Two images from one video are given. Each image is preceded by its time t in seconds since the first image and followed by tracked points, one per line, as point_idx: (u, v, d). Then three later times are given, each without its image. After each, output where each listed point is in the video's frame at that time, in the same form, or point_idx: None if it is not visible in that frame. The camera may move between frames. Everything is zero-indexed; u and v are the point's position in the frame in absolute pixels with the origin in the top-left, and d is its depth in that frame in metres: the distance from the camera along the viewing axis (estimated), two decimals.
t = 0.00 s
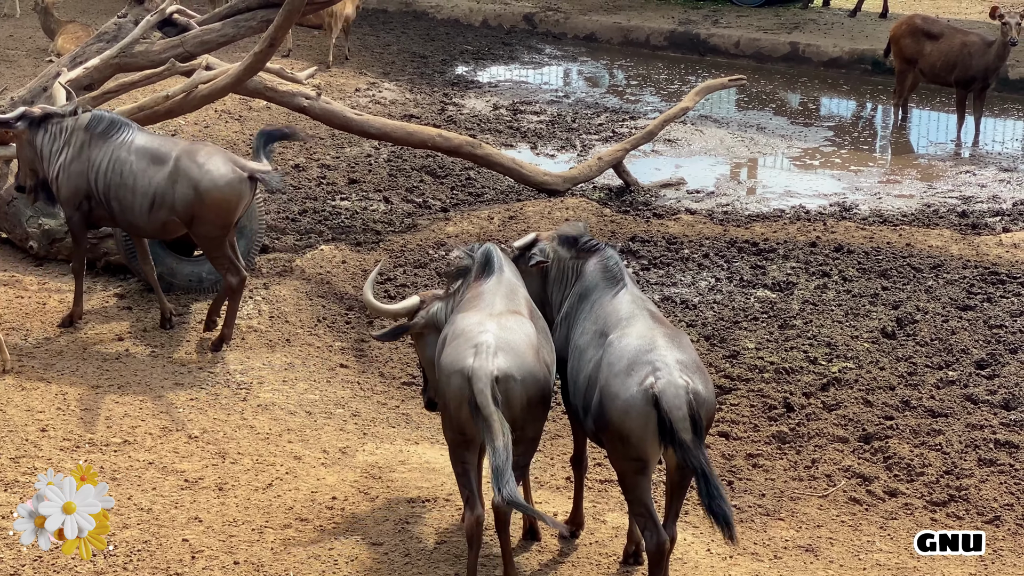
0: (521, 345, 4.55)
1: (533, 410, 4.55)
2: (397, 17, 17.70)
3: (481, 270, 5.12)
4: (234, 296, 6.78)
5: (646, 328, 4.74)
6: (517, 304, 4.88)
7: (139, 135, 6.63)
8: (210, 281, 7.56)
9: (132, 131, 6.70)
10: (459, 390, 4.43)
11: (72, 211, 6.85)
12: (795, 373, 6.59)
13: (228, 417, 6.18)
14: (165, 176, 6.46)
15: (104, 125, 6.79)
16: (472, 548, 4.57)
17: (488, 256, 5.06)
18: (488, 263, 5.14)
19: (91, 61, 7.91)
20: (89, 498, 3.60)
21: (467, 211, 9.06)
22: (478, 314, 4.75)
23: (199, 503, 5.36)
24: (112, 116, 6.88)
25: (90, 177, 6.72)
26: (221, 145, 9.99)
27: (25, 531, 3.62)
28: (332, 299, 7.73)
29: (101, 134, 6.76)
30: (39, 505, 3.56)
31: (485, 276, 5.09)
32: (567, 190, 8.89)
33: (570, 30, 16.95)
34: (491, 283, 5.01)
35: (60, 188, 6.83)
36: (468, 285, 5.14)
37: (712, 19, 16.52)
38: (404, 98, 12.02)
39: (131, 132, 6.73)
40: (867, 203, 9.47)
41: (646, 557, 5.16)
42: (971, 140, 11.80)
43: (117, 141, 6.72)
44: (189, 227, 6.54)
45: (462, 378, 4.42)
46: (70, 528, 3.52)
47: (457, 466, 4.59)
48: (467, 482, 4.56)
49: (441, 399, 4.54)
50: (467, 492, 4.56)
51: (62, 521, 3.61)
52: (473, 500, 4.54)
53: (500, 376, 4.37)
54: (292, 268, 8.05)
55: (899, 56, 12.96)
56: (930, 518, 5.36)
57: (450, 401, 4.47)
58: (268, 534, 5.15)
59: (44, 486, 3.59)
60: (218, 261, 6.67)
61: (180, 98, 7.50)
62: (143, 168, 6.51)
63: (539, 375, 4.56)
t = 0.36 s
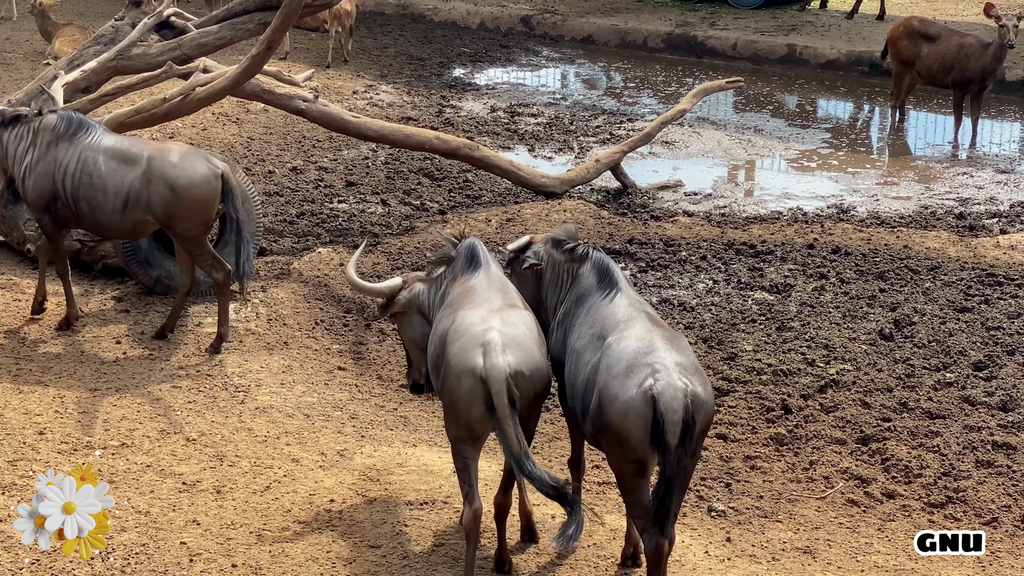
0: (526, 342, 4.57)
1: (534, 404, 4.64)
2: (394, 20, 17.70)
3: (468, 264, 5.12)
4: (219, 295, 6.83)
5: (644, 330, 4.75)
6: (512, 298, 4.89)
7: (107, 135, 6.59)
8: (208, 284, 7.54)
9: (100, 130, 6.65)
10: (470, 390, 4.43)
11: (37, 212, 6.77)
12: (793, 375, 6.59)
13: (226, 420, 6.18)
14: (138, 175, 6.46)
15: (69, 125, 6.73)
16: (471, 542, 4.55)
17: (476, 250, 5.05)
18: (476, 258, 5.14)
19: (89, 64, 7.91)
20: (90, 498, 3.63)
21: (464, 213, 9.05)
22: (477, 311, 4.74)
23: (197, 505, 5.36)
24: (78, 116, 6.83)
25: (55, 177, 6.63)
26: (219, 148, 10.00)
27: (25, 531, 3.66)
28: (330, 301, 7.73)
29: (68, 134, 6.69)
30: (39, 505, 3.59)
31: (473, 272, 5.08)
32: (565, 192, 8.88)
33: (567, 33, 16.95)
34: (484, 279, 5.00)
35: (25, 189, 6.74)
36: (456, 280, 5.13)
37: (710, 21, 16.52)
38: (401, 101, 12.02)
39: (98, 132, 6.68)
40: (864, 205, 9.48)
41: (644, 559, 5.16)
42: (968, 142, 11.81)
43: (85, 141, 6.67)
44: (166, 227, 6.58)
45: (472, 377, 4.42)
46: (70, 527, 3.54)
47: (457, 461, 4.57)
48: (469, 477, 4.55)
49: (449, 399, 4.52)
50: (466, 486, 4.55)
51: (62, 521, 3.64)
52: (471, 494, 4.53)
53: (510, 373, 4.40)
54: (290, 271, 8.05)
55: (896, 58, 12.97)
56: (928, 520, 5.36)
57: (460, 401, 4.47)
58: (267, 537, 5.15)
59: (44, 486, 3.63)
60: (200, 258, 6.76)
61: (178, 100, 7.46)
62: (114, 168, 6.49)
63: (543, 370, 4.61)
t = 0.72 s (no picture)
0: (532, 327, 4.66)
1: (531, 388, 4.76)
2: (394, 22, 17.70)
3: (457, 256, 5.21)
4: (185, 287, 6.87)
5: (644, 332, 4.76)
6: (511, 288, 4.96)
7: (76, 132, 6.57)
8: (208, 285, 7.53)
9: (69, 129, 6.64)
10: (480, 372, 4.51)
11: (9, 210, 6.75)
12: (793, 377, 6.59)
13: (226, 422, 6.18)
14: (106, 172, 6.45)
15: (37, 122, 6.67)
16: (467, 526, 4.69)
17: (467, 243, 5.13)
18: (465, 251, 5.22)
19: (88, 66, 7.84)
20: (89, 497, 3.73)
21: (464, 214, 9.06)
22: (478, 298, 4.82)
23: (197, 507, 5.37)
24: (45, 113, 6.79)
25: (26, 175, 6.61)
26: (219, 149, 10.00)
27: (26, 531, 3.77)
28: (330, 303, 7.73)
29: (37, 133, 6.66)
30: (39, 505, 3.70)
31: (464, 264, 5.16)
32: (565, 194, 8.88)
33: (567, 34, 16.95)
34: (480, 271, 5.08)
35: None
36: (447, 273, 5.21)
37: (709, 22, 16.53)
38: (401, 103, 12.02)
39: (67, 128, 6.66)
40: (864, 206, 9.48)
41: (644, 561, 5.16)
42: (968, 143, 11.81)
43: (54, 138, 6.63)
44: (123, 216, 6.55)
45: (483, 359, 4.50)
46: (69, 527, 3.66)
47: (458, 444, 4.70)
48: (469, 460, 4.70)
49: (455, 382, 4.59)
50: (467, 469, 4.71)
51: (62, 521, 3.76)
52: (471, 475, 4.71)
53: (521, 355, 4.49)
54: (290, 273, 8.05)
55: (896, 60, 12.97)
56: (928, 521, 5.36)
57: (468, 384, 4.54)
58: (266, 539, 5.15)
59: (44, 487, 3.74)
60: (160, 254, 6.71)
61: (177, 102, 7.43)
62: (83, 165, 6.48)
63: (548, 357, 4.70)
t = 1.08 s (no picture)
0: (524, 312, 4.88)
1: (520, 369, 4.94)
2: (398, 23, 17.70)
3: (429, 243, 5.31)
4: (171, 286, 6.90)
5: (649, 333, 4.76)
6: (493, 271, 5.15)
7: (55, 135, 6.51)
8: (212, 286, 7.53)
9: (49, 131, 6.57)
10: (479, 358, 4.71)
11: None
12: (797, 377, 6.59)
13: (230, 423, 6.18)
14: (86, 175, 6.41)
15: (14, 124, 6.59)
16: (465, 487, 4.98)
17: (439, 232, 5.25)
18: (436, 239, 5.33)
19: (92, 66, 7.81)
20: (89, 498, 3.76)
21: (469, 215, 9.06)
22: (466, 284, 4.98)
23: (201, 508, 5.37)
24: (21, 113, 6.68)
25: (7, 179, 6.57)
26: (223, 151, 10.01)
27: (26, 531, 3.77)
28: (334, 304, 7.73)
29: (16, 134, 6.59)
30: (39, 505, 3.71)
31: (440, 249, 5.30)
32: (569, 195, 8.88)
33: (571, 35, 16.96)
34: (457, 256, 5.22)
35: None
36: (420, 260, 5.31)
37: (713, 23, 16.53)
38: (406, 104, 12.02)
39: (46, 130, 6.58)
40: (868, 207, 9.48)
41: (648, 562, 5.17)
42: (972, 144, 11.81)
43: (33, 141, 6.57)
44: (98, 222, 6.48)
45: (481, 346, 4.70)
46: (70, 526, 3.68)
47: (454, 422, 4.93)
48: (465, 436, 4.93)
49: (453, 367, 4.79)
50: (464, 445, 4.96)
51: (63, 520, 3.78)
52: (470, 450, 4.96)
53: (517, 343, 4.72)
54: (295, 274, 8.06)
55: (899, 60, 12.98)
56: (932, 522, 5.36)
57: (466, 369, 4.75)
58: (270, 540, 5.16)
59: (44, 488, 3.76)
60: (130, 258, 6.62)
61: (181, 104, 7.40)
62: (62, 168, 6.44)
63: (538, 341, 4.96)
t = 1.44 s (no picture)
0: (504, 301, 4.94)
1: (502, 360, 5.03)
2: (404, 23, 17.70)
3: (402, 236, 5.42)
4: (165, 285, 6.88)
5: (656, 333, 4.76)
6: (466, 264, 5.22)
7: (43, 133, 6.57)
8: (218, 286, 7.54)
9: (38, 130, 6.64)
10: (464, 345, 4.76)
11: None
12: (803, 378, 6.58)
13: (236, 423, 6.19)
14: (70, 173, 6.43)
15: (7, 124, 6.69)
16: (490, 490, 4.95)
17: (413, 225, 5.35)
18: (408, 232, 5.43)
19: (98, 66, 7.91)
20: (89, 498, 3.76)
21: (474, 215, 9.06)
22: (444, 276, 5.04)
23: (206, 508, 5.38)
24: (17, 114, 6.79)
25: None
26: (229, 151, 10.02)
27: (26, 532, 3.78)
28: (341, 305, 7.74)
29: (7, 133, 6.70)
30: (39, 504, 3.72)
31: (413, 246, 5.39)
32: (575, 195, 8.87)
33: (577, 35, 16.96)
34: (432, 251, 5.30)
35: None
36: (393, 252, 5.42)
37: (719, 23, 16.52)
38: (411, 104, 12.02)
39: (37, 130, 6.66)
40: (874, 208, 9.46)
41: (655, 562, 5.16)
42: (979, 144, 11.80)
43: (23, 140, 6.65)
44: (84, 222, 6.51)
45: (466, 332, 4.74)
46: (70, 527, 3.68)
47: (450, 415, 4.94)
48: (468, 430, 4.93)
49: (438, 356, 4.81)
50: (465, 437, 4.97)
51: (62, 521, 3.79)
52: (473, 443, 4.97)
53: (501, 328, 4.77)
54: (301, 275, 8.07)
55: (905, 60, 12.97)
56: (938, 522, 5.36)
57: (452, 358, 4.78)
58: (276, 539, 5.16)
59: (45, 488, 3.76)
60: (117, 259, 6.65)
61: (187, 103, 7.40)
62: (47, 165, 6.47)
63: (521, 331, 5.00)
